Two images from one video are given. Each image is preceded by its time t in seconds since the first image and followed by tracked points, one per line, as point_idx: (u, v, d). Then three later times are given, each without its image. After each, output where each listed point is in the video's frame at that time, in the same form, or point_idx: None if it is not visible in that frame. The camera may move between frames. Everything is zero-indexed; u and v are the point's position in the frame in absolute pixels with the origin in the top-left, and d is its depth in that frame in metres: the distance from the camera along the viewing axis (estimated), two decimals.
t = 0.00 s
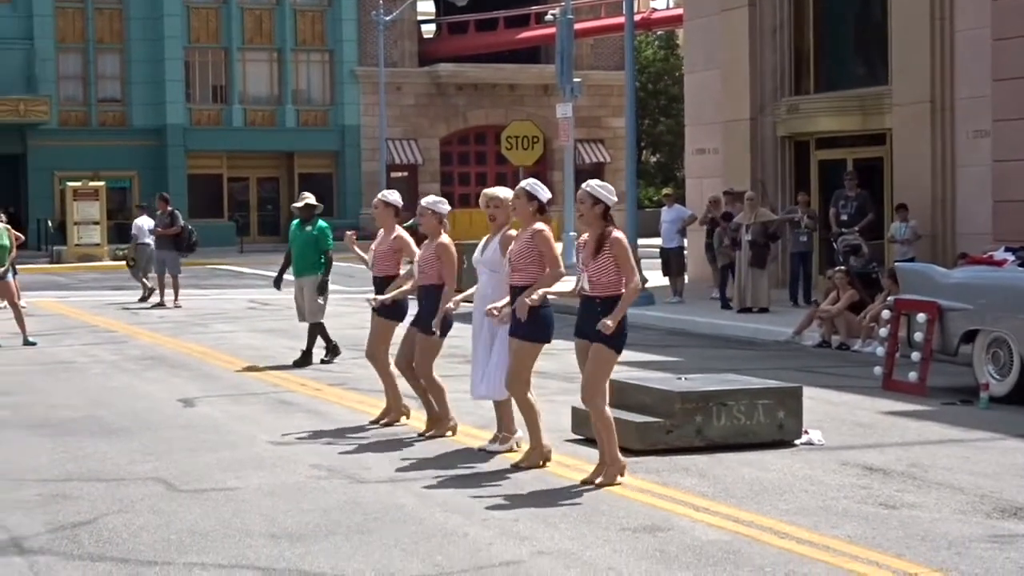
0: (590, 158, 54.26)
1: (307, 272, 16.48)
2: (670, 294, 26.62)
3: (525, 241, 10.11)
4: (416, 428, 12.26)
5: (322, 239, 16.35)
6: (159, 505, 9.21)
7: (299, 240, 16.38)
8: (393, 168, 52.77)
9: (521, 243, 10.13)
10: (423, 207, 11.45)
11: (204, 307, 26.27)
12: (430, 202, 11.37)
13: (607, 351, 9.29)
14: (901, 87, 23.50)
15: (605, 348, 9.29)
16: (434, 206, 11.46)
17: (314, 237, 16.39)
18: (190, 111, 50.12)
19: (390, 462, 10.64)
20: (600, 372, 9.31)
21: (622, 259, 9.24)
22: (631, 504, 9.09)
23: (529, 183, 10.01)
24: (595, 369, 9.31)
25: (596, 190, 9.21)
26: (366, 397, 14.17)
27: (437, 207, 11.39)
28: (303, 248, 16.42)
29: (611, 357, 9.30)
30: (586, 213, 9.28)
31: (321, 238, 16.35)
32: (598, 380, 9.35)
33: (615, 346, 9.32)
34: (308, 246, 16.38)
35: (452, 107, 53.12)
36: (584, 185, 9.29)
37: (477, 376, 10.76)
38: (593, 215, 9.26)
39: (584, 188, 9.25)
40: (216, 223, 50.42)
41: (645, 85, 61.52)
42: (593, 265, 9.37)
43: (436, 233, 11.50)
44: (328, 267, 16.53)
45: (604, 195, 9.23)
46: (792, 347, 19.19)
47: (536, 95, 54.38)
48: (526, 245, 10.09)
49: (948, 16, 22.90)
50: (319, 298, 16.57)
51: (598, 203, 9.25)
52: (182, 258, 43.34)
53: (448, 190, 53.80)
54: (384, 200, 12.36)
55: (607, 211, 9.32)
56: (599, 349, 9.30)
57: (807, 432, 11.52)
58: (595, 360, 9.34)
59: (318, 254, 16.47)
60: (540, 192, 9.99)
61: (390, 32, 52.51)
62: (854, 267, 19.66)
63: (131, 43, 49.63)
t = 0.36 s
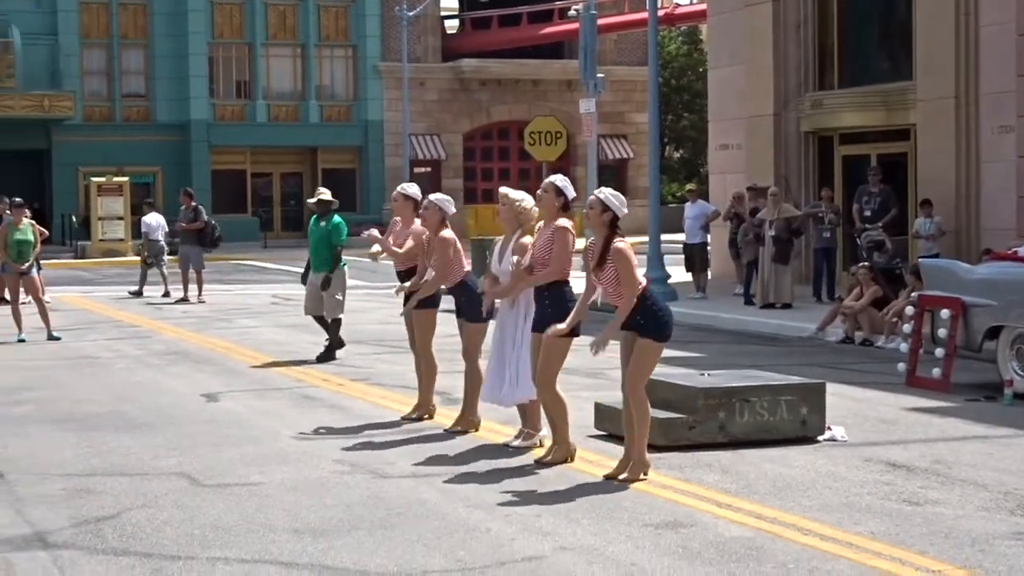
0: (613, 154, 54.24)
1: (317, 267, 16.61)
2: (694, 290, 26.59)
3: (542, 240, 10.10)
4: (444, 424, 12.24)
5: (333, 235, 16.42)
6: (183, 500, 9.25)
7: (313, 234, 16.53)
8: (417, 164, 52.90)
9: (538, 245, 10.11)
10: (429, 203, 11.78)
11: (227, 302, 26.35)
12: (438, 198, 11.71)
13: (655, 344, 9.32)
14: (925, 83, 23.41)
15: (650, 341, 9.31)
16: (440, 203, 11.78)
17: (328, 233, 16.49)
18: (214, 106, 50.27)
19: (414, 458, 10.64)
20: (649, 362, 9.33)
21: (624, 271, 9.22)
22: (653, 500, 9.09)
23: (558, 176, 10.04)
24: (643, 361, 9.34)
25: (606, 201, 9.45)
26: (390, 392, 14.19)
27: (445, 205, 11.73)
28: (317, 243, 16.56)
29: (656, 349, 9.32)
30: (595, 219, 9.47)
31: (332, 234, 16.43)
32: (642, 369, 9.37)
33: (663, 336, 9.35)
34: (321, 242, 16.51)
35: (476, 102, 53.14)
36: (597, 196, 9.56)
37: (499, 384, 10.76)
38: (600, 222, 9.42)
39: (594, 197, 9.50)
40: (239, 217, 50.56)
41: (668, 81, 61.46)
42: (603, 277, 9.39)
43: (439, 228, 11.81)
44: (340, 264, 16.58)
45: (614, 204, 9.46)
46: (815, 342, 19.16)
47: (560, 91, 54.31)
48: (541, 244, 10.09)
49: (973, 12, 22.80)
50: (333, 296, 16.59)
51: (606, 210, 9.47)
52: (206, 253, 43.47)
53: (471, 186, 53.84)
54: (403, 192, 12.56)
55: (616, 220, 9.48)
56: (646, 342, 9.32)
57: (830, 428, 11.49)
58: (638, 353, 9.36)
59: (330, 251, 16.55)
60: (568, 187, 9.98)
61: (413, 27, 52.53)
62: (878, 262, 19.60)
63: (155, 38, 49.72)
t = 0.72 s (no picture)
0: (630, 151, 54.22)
1: (326, 264, 16.64)
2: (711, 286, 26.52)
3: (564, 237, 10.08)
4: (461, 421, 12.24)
5: (339, 230, 16.51)
6: (200, 497, 9.26)
7: (320, 232, 16.64)
8: (434, 161, 52.97)
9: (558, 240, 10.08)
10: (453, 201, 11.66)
11: (244, 299, 26.40)
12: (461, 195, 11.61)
13: (667, 343, 9.30)
14: (943, 78, 23.35)
15: (662, 340, 9.29)
16: (465, 199, 11.68)
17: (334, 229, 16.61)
18: (231, 104, 50.36)
19: (431, 456, 10.65)
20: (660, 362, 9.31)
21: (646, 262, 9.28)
22: (669, 497, 9.08)
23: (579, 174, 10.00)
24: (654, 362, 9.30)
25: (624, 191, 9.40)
26: (406, 390, 14.19)
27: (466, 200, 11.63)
28: (324, 240, 16.64)
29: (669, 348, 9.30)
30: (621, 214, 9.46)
31: (338, 229, 16.52)
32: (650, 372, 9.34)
33: (675, 335, 9.32)
34: (327, 238, 16.60)
35: (493, 99, 53.13)
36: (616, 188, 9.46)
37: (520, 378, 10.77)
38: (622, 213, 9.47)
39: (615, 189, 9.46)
40: (256, 215, 50.63)
41: (686, 77, 61.39)
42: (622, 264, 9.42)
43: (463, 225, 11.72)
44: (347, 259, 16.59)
45: (633, 193, 9.42)
46: (833, 339, 19.12)
47: (577, 87, 54.34)
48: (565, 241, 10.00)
49: (991, 7, 22.71)
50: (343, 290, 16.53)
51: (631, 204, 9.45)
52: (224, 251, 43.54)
53: (488, 183, 53.86)
54: (418, 196, 12.61)
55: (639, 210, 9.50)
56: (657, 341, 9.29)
57: (848, 425, 11.46)
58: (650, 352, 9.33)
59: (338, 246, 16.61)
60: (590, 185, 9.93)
61: (430, 24, 52.56)
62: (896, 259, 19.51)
63: (172, 36, 49.80)
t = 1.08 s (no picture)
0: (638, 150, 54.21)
1: (319, 263, 16.64)
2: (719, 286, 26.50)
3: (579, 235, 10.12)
4: (470, 421, 12.23)
5: (335, 228, 16.50)
6: (208, 497, 9.27)
7: (314, 230, 16.61)
8: (441, 161, 52.98)
9: (573, 238, 10.16)
10: (476, 193, 11.39)
11: (253, 299, 26.40)
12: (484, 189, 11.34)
13: (660, 346, 9.28)
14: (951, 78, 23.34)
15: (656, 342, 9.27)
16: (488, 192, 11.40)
17: (330, 228, 16.59)
18: (239, 104, 50.39)
19: (439, 455, 10.65)
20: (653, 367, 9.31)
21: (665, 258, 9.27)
22: (677, 497, 9.08)
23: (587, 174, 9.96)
24: (649, 366, 9.31)
25: (641, 188, 9.27)
26: (414, 389, 14.20)
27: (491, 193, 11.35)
28: (318, 239, 16.61)
29: (661, 351, 9.28)
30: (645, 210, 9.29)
31: (334, 228, 16.50)
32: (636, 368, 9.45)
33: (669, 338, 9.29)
34: (322, 237, 16.57)
35: (500, 99, 53.13)
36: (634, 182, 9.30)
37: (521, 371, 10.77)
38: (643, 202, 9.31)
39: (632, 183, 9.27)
40: (263, 215, 50.69)
41: (693, 78, 61.32)
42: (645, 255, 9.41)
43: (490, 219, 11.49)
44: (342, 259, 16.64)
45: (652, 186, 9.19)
46: (840, 339, 19.10)
47: (584, 87, 54.31)
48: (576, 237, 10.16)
49: (999, 6, 22.67)
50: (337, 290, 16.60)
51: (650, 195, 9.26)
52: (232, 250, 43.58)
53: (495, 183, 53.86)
54: (428, 191, 12.40)
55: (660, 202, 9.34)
56: (650, 345, 9.30)
57: (855, 425, 11.45)
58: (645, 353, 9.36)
59: (333, 246, 16.59)
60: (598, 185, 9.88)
61: (438, 23, 52.54)
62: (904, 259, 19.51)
63: (180, 36, 49.86)
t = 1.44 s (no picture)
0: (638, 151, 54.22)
1: (311, 262, 16.64)
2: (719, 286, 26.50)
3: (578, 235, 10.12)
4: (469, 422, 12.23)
5: (329, 229, 16.55)
6: (208, 497, 9.28)
7: (306, 230, 16.58)
8: (441, 161, 53.00)
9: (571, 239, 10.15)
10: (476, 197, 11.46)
11: (253, 299, 26.43)
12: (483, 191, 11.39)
13: (664, 344, 9.30)
14: (951, 79, 23.34)
15: (658, 341, 9.29)
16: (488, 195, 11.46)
17: (322, 227, 16.62)
18: (239, 104, 50.41)
19: (438, 456, 10.64)
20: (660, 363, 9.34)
21: (657, 256, 9.27)
22: (676, 497, 9.08)
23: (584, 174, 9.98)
24: (653, 362, 9.33)
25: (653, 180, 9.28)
26: (413, 389, 14.20)
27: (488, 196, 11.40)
28: (311, 239, 16.60)
29: (665, 349, 9.30)
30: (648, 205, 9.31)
31: (328, 228, 16.54)
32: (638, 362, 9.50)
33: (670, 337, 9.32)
34: (315, 236, 16.56)
35: (500, 99, 53.13)
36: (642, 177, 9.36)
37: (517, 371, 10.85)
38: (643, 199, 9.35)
39: (643, 176, 9.34)
40: (264, 215, 50.74)
41: (693, 78, 61.30)
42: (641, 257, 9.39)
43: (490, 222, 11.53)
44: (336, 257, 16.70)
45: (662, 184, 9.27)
46: (840, 340, 19.10)
47: (584, 87, 54.24)
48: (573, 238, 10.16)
49: (1000, 6, 22.66)
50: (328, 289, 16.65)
51: (654, 191, 9.31)
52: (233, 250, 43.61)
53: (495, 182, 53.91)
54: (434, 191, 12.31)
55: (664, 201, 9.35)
56: (653, 342, 9.31)
57: (856, 426, 11.44)
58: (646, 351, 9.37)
59: (326, 246, 16.62)
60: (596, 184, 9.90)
61: (438, 24, 52.47)
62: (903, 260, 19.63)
63: (181, 36, 49.87)
